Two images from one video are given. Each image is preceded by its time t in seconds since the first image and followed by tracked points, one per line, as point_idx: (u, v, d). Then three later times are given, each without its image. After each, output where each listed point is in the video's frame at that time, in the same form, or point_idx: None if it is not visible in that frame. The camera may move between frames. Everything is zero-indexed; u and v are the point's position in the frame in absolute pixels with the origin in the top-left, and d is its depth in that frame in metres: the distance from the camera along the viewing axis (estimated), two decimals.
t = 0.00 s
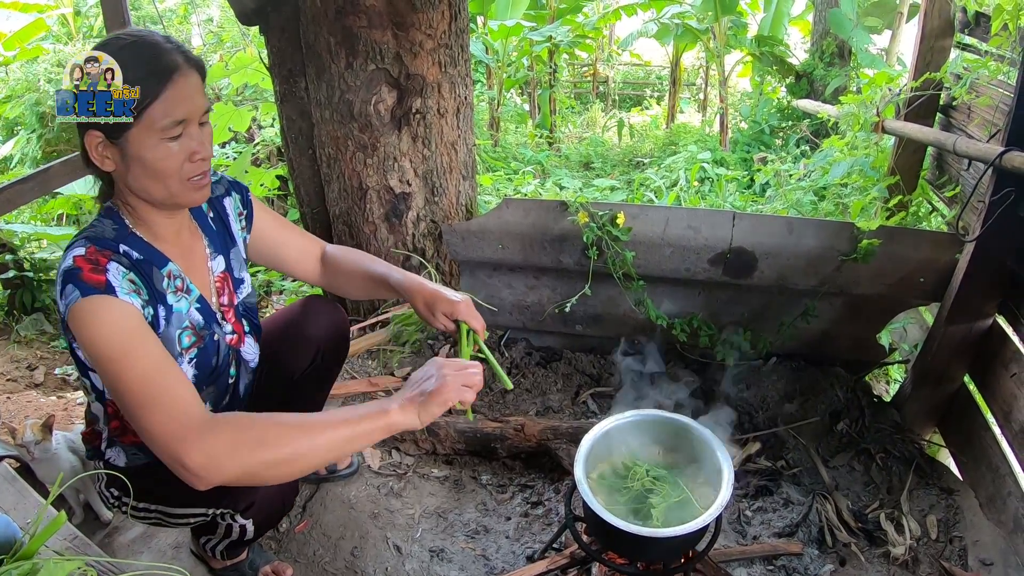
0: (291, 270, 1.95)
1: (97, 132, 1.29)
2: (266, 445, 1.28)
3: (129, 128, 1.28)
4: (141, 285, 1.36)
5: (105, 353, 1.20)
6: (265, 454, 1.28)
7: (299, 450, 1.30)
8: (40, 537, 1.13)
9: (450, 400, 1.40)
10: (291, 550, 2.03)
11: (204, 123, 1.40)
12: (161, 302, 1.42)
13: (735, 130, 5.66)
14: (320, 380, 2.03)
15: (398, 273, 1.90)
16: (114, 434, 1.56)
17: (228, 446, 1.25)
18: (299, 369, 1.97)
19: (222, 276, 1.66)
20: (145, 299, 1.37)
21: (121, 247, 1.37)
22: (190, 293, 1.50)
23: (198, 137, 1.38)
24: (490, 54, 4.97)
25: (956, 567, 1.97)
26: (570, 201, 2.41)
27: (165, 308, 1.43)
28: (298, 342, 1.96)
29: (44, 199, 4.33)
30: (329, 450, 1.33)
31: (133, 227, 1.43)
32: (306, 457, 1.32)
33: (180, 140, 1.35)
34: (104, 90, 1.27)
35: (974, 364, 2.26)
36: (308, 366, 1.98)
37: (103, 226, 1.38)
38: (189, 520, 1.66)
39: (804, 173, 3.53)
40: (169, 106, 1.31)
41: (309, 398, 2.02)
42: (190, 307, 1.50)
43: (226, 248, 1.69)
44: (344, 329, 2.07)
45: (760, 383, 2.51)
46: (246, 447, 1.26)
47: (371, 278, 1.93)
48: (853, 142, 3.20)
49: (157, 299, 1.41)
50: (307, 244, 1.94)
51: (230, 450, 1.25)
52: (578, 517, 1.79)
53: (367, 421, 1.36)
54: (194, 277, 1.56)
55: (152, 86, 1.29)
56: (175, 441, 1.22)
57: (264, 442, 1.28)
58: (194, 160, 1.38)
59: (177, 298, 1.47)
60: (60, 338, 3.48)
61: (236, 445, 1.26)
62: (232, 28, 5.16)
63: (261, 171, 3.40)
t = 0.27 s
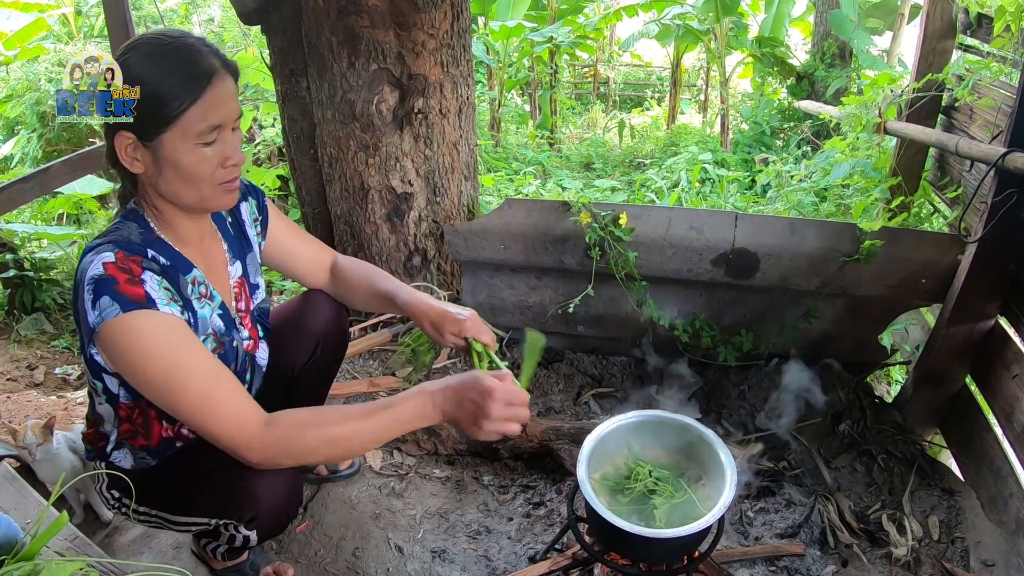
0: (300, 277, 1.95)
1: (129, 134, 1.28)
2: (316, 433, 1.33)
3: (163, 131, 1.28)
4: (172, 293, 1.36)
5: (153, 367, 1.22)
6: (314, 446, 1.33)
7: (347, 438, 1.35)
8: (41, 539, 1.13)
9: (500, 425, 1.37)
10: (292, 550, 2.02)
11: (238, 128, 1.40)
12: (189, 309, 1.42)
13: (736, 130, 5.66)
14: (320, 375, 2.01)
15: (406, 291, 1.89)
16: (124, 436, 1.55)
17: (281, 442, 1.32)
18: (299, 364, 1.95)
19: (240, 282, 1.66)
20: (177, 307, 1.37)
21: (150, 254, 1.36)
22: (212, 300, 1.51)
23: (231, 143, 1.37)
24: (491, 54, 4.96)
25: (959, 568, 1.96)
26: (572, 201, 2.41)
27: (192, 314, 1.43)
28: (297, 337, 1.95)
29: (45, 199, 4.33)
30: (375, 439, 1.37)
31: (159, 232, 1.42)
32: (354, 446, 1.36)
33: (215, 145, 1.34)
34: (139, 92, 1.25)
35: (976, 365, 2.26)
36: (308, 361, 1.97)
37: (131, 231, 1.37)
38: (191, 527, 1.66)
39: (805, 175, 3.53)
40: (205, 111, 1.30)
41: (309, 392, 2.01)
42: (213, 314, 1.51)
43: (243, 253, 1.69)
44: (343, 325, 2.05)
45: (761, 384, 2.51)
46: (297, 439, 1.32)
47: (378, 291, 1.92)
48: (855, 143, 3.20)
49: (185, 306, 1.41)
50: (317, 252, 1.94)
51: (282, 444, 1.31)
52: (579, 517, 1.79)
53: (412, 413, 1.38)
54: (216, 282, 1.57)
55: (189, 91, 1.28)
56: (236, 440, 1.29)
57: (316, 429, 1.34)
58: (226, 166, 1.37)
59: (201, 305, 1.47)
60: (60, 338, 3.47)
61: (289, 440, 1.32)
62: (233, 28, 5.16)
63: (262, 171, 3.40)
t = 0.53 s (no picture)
0: (304, 280, 1.97)
1: (146, 133, 1.26)
2: (308, 455, 1.27)
3: (183, 132, 1.26)
4: (184, 297, 1.35)
5: (153, 379, 1.19)
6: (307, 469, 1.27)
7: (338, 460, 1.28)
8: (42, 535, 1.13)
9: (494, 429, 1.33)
10: (293, 549, 2.02)
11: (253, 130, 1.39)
12: (201, 312, 1.41)
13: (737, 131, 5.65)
14: (322, 371, 1.98)
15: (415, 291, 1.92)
16: (131, 439, 1.55)
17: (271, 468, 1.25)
18: (301, 359, 1.92)
19: (249, 283, 1.67)
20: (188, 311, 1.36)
21: (162, 256, 1.35)
22: (224, 302, 1.51)
23: (249, 146, 1.36)
24: (493, 54, 4.96)
25: (959, 569, 1.96)
26: (574, 201, 2.41)
27: (204, 317, 1.43)
28: (298, 332, 1.93)
29: (46, 198, 4.33)
30: (368, 460, 1.30)
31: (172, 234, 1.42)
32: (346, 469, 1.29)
33: (234, 148, 1.33)
34: (160, 93, 1.24)
35: (977, 366, 2.26)
36: (310, 355, 1.94)
37: (143, 232, 1.36)
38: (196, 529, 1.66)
39: (807, 175, 3.53)
40: (226, 113, 1.30)
41: (304, 408, 1.93)
42: (224, 317, 1.51)
43: (252, 254, 1.70)
44: (344, 322, 2.03)
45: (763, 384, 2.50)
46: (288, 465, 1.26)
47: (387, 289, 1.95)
48: (856, 143, 3.20)
49: (197, 309, 1.40)
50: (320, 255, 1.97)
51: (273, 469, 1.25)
52: (580, 517, 1.79)
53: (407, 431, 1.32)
54: (226, 285, 1.57)
55: (210, 94, 1.27)
56: (225, 464, 1.24)
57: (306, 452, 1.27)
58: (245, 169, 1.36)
59: (213, 307, 1.47)
60: (61, 336, 3.48)
61: (278, 464, 1.25)
62: (234, 27, 5.17)
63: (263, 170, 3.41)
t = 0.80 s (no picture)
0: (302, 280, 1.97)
1: (138, 140, 1.26)
2: (296, 463, 1.31)
3: (176, 138, 1.26)
4: (179, 303, 1.35)
5: (148, 393, 1.18)
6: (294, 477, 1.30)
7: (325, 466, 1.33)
8: (42, 535, 1.12)
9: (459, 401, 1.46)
10: (293, 548, 2.02)
11: (248, 134, 1.38)
12: (197, 318, 1.41)
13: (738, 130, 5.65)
14: (322, 372, 1.96)
15: (406, 303, 1.95)
16: (129, 443, 1.54)
17: (262, 478, 1.27)
18: (302, 359, 1.91)
19: (248, 286, 1.67)
20: (185, 317, 1.36)
21: (157, 262, 1.35)
22: (222, 306, 1.51)
23: (243, 150, 1.36)
24: (493, 53, 4.96)
25: (959, 570, 1.96)
26: (574, 201, 2.41)
27: (201, 322, 1.43)
28: (299, 332, 1.92)
29: (47, 197, 4.34)
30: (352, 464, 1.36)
31: (167, 240, 1.42)
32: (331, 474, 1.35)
33: (228, 153, 1.33)
34: (152, 98, 1.23)
35: (977, 367, 2.26)
36: (311, 356, 1.93)
37: (138, 239, 1.36)
38: (197, 530, 1.66)
39: (807, 175, 3.53)
40: (219, 118, 1.29)
41: (304, 405, 1.93)
42: (222, 321, 1.51)
43: (251, 257, 1.70)
44: (343, 323, 2.03)
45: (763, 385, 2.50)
46: (277, 474, 1.29)
47: (380, 298, 1.97)
48: (857, 143, 3.20)
49: (194, 315, 1.40)
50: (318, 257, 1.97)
51: (263, 479, 1.27)
52: (580, 516, 1.79)
53: (383, 433, 1.39)
54: (224, 288, 1.57)
55: (203, 98, 1.26)
56: (217, 479, 1.24)
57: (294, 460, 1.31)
58: (238, 174, 1.36)
59: (210, 312, 1.47)
60: (61, 335, 3.48)
61: (268, 474, 1.28)
62: (235, 26, 5.17)
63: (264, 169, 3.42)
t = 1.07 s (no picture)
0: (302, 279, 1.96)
1: (132, 139, 1.27)
2: (304, 458, 1.30)
3: (169, 137, 1.26)
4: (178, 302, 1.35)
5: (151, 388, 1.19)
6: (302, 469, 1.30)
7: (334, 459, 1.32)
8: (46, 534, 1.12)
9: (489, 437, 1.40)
10: (294, 548, 2.02)
11: (242, 132, 1.38)
12: (196, 317, 1.41)
13: (739, 130, 5.64)
14: (322, 371, 1.98)
15: (409, 302, 1.93)
16: (127, 444, 1.54)
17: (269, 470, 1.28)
18: (302, 359, 1.93)
19: (246, 285, 1.67)
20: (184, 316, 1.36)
21: (154, 261, 1.35)
22: (219, 306, 1.51)
23: (237, 149, 1.36)
24: (494, 53, 4.96)
25: (960, 569, 1.96)
26: (575, 200, 2.41)
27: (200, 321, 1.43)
28: (298, 333, 1.93)
29: (48, 196, 4.34)
30: (363, 458, 1.35)
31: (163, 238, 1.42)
32: (342, 467, 1.34)
33: (222, 152, 1.33)
34: (146, 97, 1.23)
35: (978, 367, 2.26)
36: (310, 356, 1.94)
37: (135, 238, 1.35)
38: (199, 531, 1.66)
39: (809, 174, 3.53)
40: (213, 117, 1.29)
41: (304, 403, 1.94)
42: (220, 320, 1.51)
43: (248, 256, 1.70)
44: (343, 321, 2.04)
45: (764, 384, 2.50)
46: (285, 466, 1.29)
47: (386, 298, 1.95)
48: (858, 143, 3.20)
49: (193, 314, 1.40)
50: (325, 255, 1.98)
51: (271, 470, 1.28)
52: (582, 516, 1.79)
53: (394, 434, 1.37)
54: (221, 288, 1.57)
55: (196, 97, 1.26)
56: (224, 469, 1.25)
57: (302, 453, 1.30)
58: (232, 173, 1.36)
59: (208, 311, 1.47)
60: (62, 335, 3.48)
61: (276, 467, 1.28)
62: (236, 26, 5.17)
63: (265, 169, 3.43)
